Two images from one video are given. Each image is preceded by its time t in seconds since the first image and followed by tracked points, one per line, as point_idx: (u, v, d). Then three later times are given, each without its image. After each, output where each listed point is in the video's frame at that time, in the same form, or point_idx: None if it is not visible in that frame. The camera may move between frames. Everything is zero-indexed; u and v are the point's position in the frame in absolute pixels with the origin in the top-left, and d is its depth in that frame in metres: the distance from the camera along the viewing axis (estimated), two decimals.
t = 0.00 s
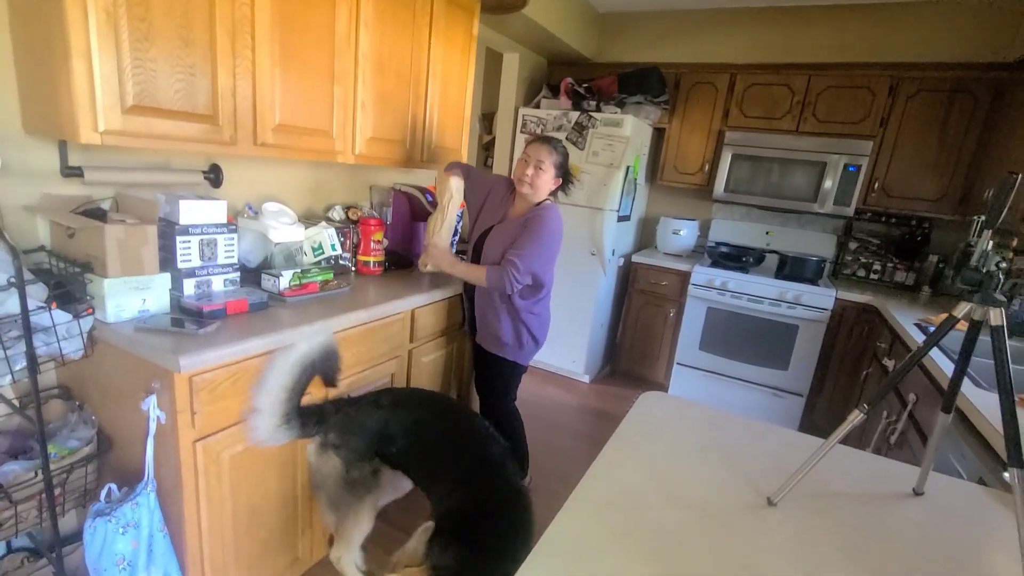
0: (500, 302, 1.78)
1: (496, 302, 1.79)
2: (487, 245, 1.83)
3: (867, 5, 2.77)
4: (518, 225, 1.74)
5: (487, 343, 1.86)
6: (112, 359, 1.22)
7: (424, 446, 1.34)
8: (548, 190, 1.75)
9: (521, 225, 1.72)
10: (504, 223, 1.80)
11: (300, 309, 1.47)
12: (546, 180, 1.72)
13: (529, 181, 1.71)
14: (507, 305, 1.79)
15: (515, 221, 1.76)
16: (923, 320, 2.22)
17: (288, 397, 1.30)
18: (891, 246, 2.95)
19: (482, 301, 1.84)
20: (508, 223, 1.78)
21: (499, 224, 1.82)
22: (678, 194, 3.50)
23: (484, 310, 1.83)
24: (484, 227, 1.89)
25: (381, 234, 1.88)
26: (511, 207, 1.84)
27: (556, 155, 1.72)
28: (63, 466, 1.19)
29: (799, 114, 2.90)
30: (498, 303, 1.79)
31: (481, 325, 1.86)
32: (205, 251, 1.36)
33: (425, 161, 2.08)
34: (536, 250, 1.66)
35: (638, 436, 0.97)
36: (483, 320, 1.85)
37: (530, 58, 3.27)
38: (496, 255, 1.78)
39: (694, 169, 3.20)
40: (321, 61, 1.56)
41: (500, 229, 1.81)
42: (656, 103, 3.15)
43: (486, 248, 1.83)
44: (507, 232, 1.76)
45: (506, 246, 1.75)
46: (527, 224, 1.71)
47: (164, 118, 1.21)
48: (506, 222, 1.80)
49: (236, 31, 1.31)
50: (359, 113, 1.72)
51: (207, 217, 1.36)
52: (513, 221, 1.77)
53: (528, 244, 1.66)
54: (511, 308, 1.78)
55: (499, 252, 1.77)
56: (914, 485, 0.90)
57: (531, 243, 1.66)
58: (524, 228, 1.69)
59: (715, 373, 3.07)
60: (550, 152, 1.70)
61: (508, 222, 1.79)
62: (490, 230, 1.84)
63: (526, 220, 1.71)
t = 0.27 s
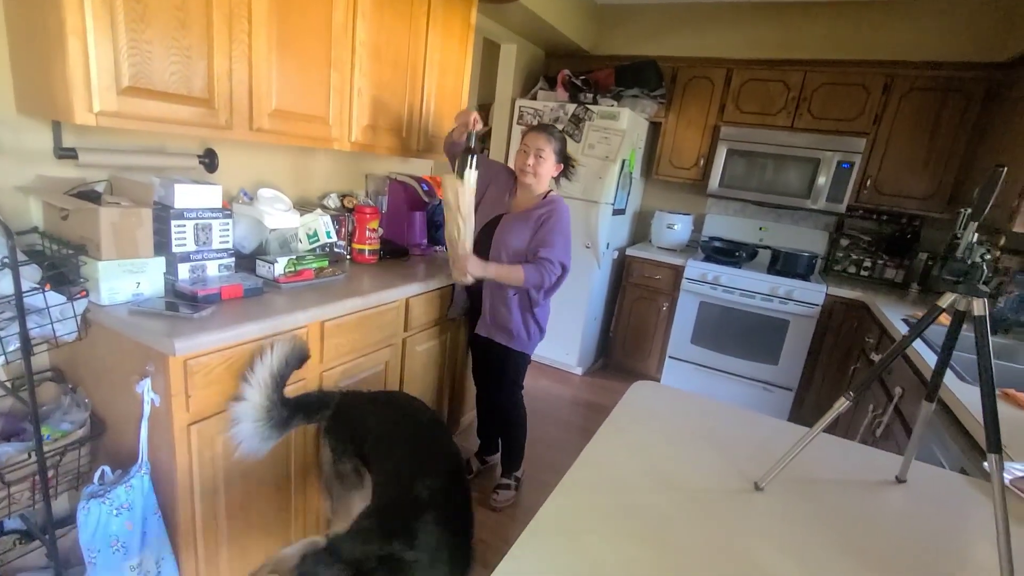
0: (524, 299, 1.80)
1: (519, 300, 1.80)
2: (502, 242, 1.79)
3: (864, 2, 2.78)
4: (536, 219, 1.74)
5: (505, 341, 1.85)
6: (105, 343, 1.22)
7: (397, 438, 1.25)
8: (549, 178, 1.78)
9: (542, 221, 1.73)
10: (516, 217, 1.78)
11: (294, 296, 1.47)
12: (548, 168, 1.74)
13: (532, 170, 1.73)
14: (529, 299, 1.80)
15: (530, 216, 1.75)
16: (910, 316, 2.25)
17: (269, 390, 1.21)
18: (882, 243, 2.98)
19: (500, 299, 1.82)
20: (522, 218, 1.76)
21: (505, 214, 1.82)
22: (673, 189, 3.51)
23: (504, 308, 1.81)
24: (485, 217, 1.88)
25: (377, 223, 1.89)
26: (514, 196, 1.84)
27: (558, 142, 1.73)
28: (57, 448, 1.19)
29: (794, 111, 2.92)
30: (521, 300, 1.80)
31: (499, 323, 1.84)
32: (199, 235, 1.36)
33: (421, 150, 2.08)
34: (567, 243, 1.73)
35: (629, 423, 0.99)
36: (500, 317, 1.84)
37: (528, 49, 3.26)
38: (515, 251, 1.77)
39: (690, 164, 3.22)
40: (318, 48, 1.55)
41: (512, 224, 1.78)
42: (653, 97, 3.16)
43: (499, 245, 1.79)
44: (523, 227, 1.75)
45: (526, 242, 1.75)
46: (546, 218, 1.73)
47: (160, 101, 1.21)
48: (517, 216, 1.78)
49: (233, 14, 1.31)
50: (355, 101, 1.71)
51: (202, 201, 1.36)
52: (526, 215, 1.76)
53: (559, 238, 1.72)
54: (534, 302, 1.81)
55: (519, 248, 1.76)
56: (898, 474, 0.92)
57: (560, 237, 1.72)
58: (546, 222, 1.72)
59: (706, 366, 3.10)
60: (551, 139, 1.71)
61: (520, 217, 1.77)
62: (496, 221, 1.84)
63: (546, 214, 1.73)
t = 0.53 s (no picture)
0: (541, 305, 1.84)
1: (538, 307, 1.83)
2: (524, 250, 1.77)
3: (860, 16, 2.81)
4: (558, 229, 1.77)
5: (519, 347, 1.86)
6: (104, 345, 1.22)
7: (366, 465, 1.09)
8: (552, 184, 1.80)
9: (567, 231, 1.78)
10: (538, 226, 1.77)
11: (292, 300, 1.48)
12: (551, 174, 1.77)
13: (534, 178, 1.75)
14: (545, 306, 1.86)
15: (552, 225, 1.77)
16: (900, 326, 2.28)
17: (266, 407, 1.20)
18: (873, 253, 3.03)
19: (518, 307, 1.81)
20: (543, 228, 1.77)
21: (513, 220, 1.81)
22: (669, 196, 3.54)
23: (522, 316, 1.82)
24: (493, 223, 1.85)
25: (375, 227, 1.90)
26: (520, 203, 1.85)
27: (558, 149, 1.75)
28: (53, 450, 1.20)
29: (789, 121, 2.95)
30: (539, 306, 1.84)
31: (516, 331, 1.84)
32: (199, 239, 1.37)
33: (420, 155, 2.09)
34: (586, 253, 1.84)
35: (623, 433, 1.00)
36: (517, 325, 1.83)
37: (527, 54, 3.28)
38: (538, 260, 1.78)
39: (686, 171, 3.25)
40: (319, 53, 1.56)
41: (533, 233, 1.77)
42: (650, 105, 3.19)
43: (522, 254, 1.77)
44: (546, 237, 1.76)
45: (549, 251, 1.78)
46: (569, 228, 1.78)
47: (162, 105, 1.21)
48: (536, 224, 1.78)
49: (236, 20, 1.31)
50: (356, 106, 1.72)
51: (202, 206, 1.37)
52: (547, 224, 1.78)
53: (582, 248, 1.81)
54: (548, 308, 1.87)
55: (541, 258, 1.78)
56: (882, 485, 0.95)
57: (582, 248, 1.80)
58: (569, 232, 1.78)
59: (698, 372, 3.12)
60: (552, 146, 1.73)
61: (541, 226, 1.77)
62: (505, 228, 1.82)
63: (570, 225, 1.78)
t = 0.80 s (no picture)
0: (550, 327, 1.87)
1: (547, 329, 1.85)
2: (537, 272, 1.80)
3: (847, 45, 2.90)
4: (568, 252, 1.84)
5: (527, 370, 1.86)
6: (105, 373, 1.24)
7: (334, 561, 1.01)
8: (552, 214, 1.84)
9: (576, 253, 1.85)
10: (550, 248, 1.82)
11: (292, 326, 1.50)
12: (549, 206, 1.81)
13: (534, 212, 1.80)
14: (552, 327, 1.89)
15: (562, 248, 1.83)
16: (891, 349, 2.32)
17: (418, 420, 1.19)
18: (863, 274, 3.07)
19: (529, 329, 1.82)
20: (554, 250, 1.82)
21: (520, 248, 1.85)
22: (664, 217, 3.59)
23: (533, 338, 1.83)
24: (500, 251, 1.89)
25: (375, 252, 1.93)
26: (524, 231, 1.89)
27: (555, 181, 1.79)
28: (52, 477, 1.20)
29: (780, 146, 3.02)
30: (548, 328, 1.86)
31: (526, 353, 1.85)
32: (202, 266, 1.39)
33: (419, 181, 2.13)
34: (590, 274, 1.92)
35: (618, 463, 1.02)
36: (527, 347, 1.84)
37: (524, 79, 3.35)
38: (550, 281, 1.82)
39: (680, 194, 3.30)
40: (323, 84, 1.60)
41: (544, 255, 1.81)
42: (645, 129, 3.25)
43: (535, 275, 1.80)
44: (557, 258, 1.81)
45: (560, 273, 1.82)
46: (577, 250, 1.86)
47: (169, 138, 1.24)
48: (547, 247, 1.82)
49: (242, 54, 1.35)
50: (358, 135, 1.77)
51: (205, 234, 1.40)
52: (557, 246, 1.83)
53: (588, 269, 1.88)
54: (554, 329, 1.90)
55: (553, 279, 1.82)
56: (871, 515, 0.97)
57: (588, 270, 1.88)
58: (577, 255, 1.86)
59: (694, 393, 3.14)
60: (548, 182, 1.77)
61: (553, 248, 1.82)
62: (513, 255, 1.86)
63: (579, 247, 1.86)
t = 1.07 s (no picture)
0: (551, 337, 1.91)
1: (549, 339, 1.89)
2: (542, 283, 1.83)
3: (839, 54, 2.93)
4: (572, 263, 1.87)
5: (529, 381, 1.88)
6: (106, 386, 1.24)
7: None
8: (555, 225, 1.86)
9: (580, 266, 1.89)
10: (556, 259, 1.86)
11: (292, 337, 1.51)
12: (552, 218, 1.84)
13: (536, 224, 1.83)
14: (553, 337, 1.92)
15: (567, 260, 1.87)
16: (888, 354, 2.33)
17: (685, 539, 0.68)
18: (860, 280, 3.09)
19: (534, 339, 1.85)
20: (560, 261, 1.86)
21: (524, 257, 1.87)
22: (661, 225, 3.61)
23: (536, 348, 1.86)
24: (506, 260, 1.90)
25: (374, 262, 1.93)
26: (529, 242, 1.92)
27: (557, 193, 1.82)
28: (53, 490, 1.20)
29: (774, 154, 3.05)
30: (550, 338, 1.90)
31: (529, 364, 1.87)
32: (202, 279, 1.40)
33: (418, 191, 2.15)
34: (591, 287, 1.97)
35: (618, 470, 1.03)
36: (530, 357, 1.86)
37: (521, 90, 3.38)
38: (555, 292, 1.85)
39: (676, 203, 3.32)
40: (322, 97, 1.62)
41: (550, 266, 1.84)
42: (640, 138, 3.28)
43: (541, 286, 1.83)
44: (562, 270, 1.85)
45: (564, 284, 1.86)
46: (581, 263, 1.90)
47: (170, 152, 1.26)
48: (552, 258, 1.86)
49: (243, 69, 1.37)
50: (357, 147, 1.79)
51: (206, 247, 1.41)
52: (562, 258, 1.87)
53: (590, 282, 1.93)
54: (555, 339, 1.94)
55: (557, 290, 1.86)
56: (869, 520, 0.97)
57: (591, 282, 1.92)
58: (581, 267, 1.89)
59: (693, 400, 3.15)
60: (550, 193, 1.80)
61: (558, 259, 1.85)
62: (517, 264, 1.87)
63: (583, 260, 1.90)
